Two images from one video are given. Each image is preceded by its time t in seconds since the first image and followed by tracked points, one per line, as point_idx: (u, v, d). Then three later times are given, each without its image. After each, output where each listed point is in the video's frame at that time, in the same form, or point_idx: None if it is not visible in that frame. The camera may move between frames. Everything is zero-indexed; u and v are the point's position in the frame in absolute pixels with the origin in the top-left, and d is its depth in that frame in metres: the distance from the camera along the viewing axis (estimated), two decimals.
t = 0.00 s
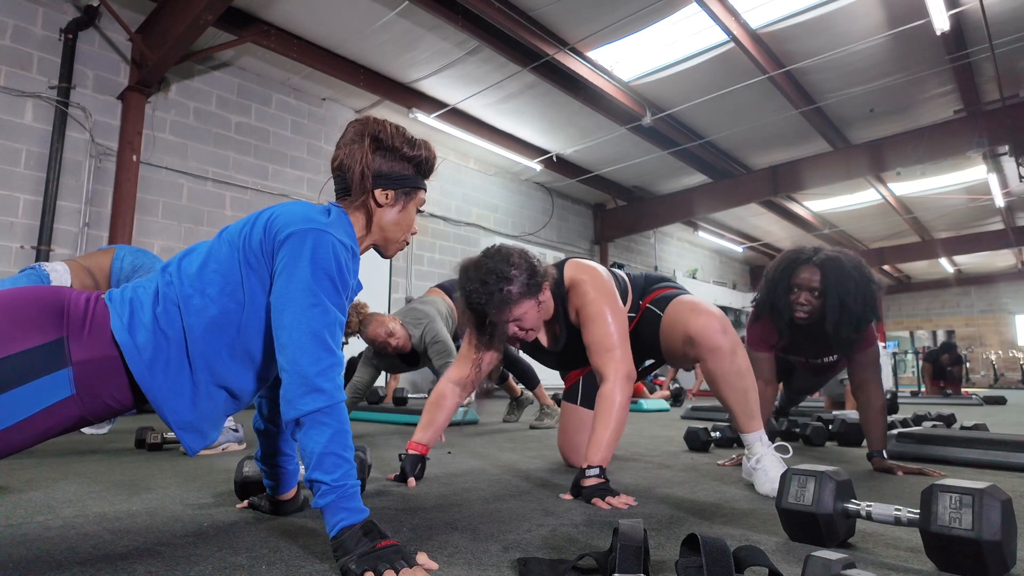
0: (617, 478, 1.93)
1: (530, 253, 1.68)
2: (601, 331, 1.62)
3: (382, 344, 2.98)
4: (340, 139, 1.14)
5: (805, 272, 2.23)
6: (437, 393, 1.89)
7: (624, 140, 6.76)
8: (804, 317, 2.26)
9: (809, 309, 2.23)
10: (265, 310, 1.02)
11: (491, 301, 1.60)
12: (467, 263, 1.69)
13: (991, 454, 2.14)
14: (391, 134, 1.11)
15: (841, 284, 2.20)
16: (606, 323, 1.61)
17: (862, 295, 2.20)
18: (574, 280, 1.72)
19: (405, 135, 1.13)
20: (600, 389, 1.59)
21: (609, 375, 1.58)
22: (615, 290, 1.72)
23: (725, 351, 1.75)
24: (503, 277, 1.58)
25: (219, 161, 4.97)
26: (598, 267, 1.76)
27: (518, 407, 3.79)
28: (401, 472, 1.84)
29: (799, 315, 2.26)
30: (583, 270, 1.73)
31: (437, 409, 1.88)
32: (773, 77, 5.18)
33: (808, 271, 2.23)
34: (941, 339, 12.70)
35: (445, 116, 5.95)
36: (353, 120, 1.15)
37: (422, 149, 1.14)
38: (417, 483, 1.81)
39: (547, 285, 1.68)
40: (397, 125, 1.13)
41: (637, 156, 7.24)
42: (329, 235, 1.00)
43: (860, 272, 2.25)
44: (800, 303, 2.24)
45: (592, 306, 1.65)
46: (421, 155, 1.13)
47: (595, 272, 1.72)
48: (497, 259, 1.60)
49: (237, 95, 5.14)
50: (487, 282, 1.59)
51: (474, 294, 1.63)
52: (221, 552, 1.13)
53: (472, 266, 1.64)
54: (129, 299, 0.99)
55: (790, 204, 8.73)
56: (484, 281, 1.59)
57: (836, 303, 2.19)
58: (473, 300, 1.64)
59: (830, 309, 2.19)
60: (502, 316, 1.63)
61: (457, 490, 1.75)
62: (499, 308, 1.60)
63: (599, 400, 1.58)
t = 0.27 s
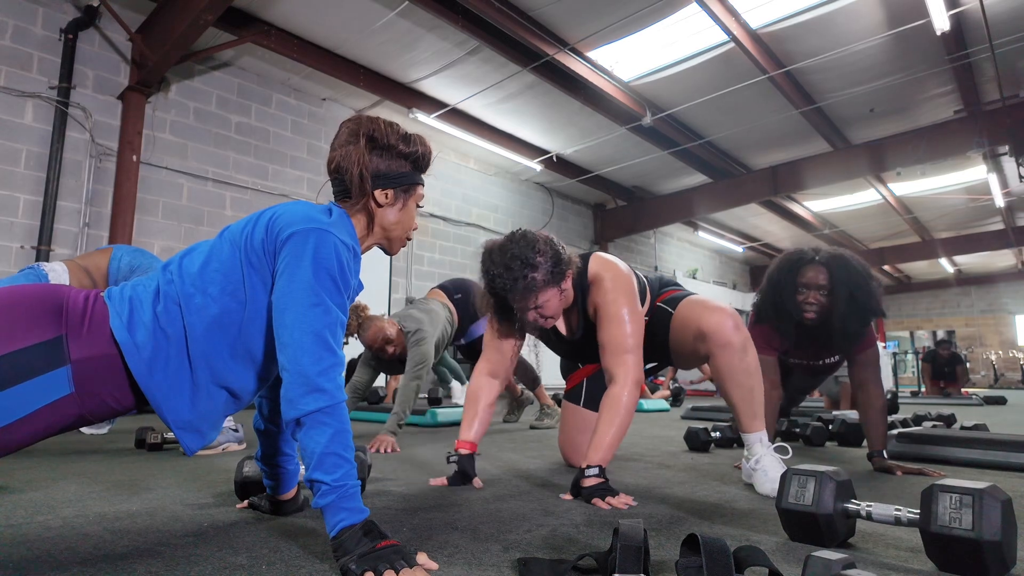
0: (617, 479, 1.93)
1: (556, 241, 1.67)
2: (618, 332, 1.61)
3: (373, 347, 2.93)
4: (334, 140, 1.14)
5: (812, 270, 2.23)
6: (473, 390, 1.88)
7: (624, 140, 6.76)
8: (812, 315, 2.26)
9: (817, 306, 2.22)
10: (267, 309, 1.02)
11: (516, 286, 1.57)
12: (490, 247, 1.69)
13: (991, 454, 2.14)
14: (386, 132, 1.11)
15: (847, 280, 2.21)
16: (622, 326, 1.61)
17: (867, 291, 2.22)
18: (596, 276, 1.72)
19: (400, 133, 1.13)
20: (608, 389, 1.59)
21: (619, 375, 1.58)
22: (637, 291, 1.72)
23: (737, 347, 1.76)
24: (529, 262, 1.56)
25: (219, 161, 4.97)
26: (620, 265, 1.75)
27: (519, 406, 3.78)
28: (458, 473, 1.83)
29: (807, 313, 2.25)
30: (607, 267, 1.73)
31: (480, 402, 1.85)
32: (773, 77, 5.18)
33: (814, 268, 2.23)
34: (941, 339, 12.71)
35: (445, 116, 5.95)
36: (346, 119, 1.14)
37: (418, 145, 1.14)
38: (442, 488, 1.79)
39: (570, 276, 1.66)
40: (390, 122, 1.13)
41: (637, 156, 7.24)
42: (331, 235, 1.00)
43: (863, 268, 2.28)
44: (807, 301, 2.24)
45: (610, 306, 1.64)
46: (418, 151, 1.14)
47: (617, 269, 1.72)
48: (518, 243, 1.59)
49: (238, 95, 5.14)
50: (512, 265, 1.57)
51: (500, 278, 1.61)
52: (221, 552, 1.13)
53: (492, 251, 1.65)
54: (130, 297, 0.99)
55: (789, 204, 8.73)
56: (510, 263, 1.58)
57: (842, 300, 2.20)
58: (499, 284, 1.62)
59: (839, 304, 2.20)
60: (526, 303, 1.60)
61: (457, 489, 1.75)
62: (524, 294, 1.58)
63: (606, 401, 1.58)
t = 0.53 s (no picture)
0: (618, 479, 1.93)
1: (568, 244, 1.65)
2: (630, 337, 1.60)
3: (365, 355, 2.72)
4: (318, 147, 1.10)
5: (814, 276, 2.23)
6: (476, 392, 1.87)
7: (624, 140, 6.76)
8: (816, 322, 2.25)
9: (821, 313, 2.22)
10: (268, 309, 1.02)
11: (528, 293, 1.56)
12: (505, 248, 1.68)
13: (993, 454, 2.13)
14: (375, 129, 1.09)
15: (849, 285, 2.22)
16: (635, 331, 1.60)
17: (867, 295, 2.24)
18: (609, 278, 1.71)
19: (387, 128, 1.11)
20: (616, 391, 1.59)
21: (626, 378, 1.59)
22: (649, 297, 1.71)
23: (742, 346, 1.76)
24: (542, 269, 1.54)
25: (219, 161, 4.97)
26: (634, 269, 1.74)
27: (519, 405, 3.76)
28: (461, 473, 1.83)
29: (812, 320, 2.24)
30: (619, 270, 1.72)
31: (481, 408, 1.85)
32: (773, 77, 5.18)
33: (816, 274, 2.23)
34: (941, 339, 12.71)
35: (445, 116, 5.95)
36: (332, 120, 1.11)
37: (407, 137, 1.13)
38: (443, 488, 1.79)
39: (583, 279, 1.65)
40: (376, 117, 1.11)
41: (637, 156, 7.24)
42: (332, 236, 1.00)
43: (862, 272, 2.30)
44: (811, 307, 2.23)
45: (623, 311, 1.64)
46: (409, 143, 1.12)
47: (629, 273, 1.72)
48: (533, 249, 1.58)
49: (238, 95, 5.14)
50: (527, 273, 1.55)
51: (512, 285, 1.59)
52: (221, 552, 1.13)
53: (505, 255, 1.64)
54: (131, 298, 0.99)
55: (790, 204, 8.73)
56: (524, 271, 1.56)
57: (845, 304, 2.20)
58: (511, 290, 1.60)
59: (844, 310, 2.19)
60: (539, 311, 1.58)
61: (457, 489, 1.75)
62: (537, 302, 1.56)
63: (611, 402, 1.58)
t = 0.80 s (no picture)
0: (618, 479, 1.93)
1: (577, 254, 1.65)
2: (639, 339, 1.59)
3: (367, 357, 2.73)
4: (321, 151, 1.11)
5: (812, 276, 2.24)
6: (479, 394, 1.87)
7: (624, 140, 6.75)
8: (815, 321, 2.27)
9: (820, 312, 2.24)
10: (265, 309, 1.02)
11: (540, 308, 1.56)
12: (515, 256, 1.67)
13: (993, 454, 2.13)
14: (375, 131, 1.09)
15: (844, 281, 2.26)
16: (643, 332, 1.59)
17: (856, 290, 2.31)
18: (615, 280, 1.69)
19: (388, 129, 1.11)
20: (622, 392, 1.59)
21: (631, 379, 1.59)
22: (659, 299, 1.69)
23: (749, 350, 1.76)
24: (553, 284, 1.53)
25: (219, 161, 4.97)
26: (644, 269, 1.72)
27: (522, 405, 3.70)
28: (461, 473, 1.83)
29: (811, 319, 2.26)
30: (627, 271, 1.70)
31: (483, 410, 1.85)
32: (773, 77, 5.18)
33: (814, 273, 2.24)
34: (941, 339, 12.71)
35: (445, 116, 5.95)
36: (331, 124, 1.12)
37: (408, 137, 1.12)
38: (442, 488, 1.79)
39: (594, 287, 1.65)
40: (377, 119, 1.11)
41: (637, 156, 7.24)
42: (333, 237, 1.00)
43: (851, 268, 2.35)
44: (810, 307, 2.25)
45: (632, 313, 1.62)
46: (410, 145, 1.12)
47: (639, 275, 1.69)
48: (543, 260, 1.57)
49: (238, 95, 5.14)
50: (537, 289, 1.55)
51: (523, 298, 1.59)
52: (221, 552, 1.13)
53: (514, 265, 1.62)
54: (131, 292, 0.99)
55: (789, 204, 8.74)
56: (534, 285, 1.55)
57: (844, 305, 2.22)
58: (522, 304, 1.60)
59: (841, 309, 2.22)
60: (549, 324, 1.59)
61: (457, 490, 1.74)
62: (547, 314, 1.56)
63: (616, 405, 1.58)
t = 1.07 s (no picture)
0: (618, 479, 1.93)
1: (595, 268, 1.59)
2: (639, 336, 1.56)
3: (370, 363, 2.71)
4: (357, 158, 1.12)
5: (803, 274, 2.26)
6: (488, 396, 1.87)
7: (624, 140, 6.75)
8: (806, 320, 2.30)
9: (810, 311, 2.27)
10: (251, 295, 1.01)
11: (563, 328, 1.57)
12: (533, 267, 1.63)
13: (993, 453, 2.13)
14: (413, 161, 1.11)
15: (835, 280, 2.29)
16: (642, 327, 1.56)
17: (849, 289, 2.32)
18: (617, 279, 1.61)
19: (425, 162, 1.14)
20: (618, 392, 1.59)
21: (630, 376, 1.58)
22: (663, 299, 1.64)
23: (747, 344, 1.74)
24: (574, 306, 1.53)
25: (219, 161, 4.97)
26: (643, 260, 1.64)
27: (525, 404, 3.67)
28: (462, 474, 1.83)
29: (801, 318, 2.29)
30: (629, 267, 1.62)
31: (490, 414, 1.85)
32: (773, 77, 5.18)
33: (805, 272, 2.27)
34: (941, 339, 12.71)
35: (445, 116, 5.95)
36: (373, 141, 1.13)
37: (440, 178, 1.14)
38: (442, 488, 1.79)
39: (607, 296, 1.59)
40: (419, 153, 1.13)
41: (637, 156, 7.24)
42: (340, 241, 1.00)
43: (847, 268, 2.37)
44: (801, 307, 2.28)
45: (632, 310, 1.57)
46: (440, 188, 1.14)
47: (642, 273, 1.60)
48: (558, 282, 1.53)
49: (238, 96, 5.14)
50: (557, 313, 1.54)
51: (550, 327, 1.58)
52: (221, 552, 1.13)
53: (533, 277, 1.58)
54: (121, 245, 1.00)
55: (789, 204, 8.73)
56: (555, 308, 1.54)
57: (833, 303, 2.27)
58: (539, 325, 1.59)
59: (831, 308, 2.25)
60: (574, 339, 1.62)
61: (457, 490, 1.74)
62: (568, 334, 1.59)
63: (616, 404, 1.59)
